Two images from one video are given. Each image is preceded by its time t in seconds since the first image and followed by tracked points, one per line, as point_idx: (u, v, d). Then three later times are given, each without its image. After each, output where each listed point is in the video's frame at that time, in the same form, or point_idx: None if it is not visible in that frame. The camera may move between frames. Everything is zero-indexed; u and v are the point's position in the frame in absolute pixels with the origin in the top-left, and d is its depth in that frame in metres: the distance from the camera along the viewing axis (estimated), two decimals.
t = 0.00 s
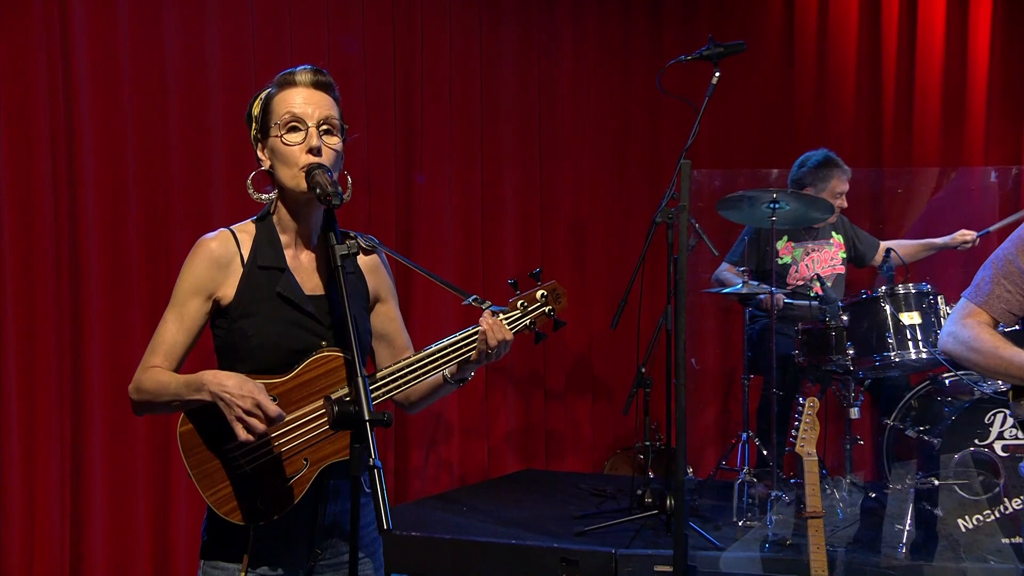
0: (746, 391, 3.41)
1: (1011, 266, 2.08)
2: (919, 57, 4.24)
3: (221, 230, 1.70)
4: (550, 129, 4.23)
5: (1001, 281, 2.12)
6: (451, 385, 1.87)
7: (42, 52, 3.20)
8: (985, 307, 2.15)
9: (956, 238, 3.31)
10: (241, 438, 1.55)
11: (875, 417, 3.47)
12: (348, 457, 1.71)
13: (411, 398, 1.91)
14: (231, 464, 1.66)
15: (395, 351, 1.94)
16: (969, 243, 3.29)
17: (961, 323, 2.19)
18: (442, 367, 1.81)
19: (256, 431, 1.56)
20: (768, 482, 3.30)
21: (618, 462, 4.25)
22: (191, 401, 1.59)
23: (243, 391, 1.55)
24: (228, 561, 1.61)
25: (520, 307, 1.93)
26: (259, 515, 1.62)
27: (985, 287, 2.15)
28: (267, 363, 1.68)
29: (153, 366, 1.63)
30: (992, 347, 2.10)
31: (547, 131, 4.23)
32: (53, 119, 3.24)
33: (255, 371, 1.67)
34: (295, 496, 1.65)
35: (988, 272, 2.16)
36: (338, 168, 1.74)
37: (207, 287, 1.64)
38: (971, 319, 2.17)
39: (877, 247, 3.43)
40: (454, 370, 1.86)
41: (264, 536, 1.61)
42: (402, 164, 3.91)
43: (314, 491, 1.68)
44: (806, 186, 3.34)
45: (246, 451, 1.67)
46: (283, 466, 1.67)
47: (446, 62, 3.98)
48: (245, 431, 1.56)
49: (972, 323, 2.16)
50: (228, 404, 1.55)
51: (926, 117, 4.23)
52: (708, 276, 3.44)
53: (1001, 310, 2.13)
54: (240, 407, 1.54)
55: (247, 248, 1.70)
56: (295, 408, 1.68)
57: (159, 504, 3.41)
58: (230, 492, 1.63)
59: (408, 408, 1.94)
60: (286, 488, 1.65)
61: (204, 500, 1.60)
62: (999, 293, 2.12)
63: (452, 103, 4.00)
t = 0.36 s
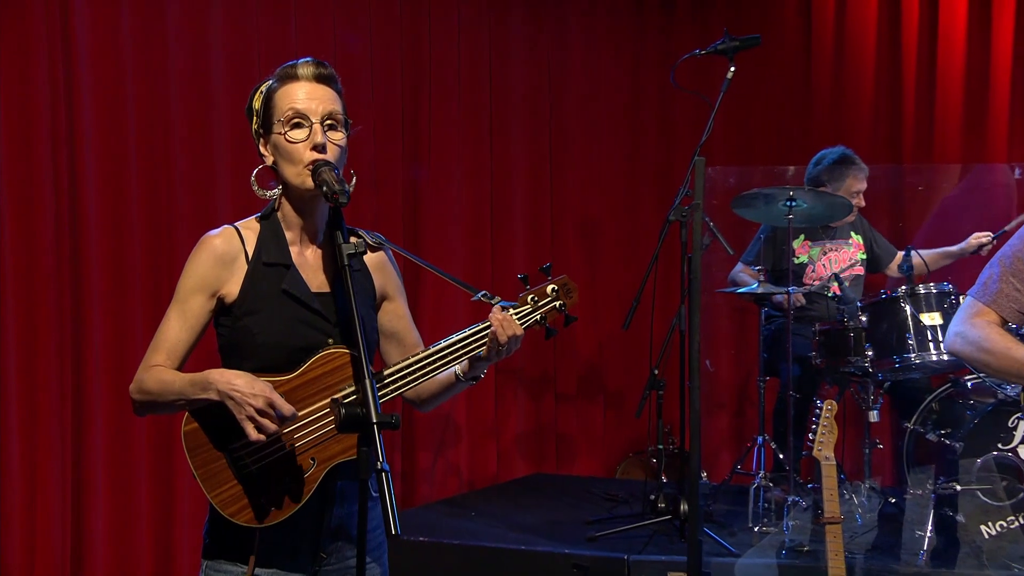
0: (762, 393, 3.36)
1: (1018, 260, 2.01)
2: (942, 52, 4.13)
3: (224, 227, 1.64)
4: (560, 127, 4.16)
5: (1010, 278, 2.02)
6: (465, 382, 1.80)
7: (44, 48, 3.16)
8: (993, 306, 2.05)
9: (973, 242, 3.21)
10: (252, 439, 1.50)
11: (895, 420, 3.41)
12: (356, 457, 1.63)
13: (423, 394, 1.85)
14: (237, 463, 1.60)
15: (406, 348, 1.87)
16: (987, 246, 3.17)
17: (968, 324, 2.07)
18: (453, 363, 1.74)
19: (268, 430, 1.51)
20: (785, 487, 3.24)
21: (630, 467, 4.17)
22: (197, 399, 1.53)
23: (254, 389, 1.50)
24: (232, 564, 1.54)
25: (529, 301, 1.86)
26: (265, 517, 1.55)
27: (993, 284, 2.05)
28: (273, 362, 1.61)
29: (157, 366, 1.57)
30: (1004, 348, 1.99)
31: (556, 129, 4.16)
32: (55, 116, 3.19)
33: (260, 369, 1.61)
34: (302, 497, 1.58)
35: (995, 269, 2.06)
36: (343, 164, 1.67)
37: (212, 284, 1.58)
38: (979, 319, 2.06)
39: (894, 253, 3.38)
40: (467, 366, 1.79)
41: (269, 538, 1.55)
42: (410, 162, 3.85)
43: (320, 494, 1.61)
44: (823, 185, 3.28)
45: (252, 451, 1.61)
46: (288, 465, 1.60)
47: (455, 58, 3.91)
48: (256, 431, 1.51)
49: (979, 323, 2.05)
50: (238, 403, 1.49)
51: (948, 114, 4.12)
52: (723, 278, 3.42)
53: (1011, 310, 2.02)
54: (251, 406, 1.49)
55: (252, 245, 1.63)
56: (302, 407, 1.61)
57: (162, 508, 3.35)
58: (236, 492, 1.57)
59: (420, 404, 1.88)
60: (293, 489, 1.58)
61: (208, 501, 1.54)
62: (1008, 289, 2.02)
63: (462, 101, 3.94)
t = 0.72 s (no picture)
0: (778, 397, 3.30)
1: None
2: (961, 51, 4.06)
3: (229, 229, 1.58)
4: (571, 126, 4.10)
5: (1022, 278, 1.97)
6: (477, 397, 1.76)
7: (45, 45, 3.11)
8: (1005, 308, 1.99)
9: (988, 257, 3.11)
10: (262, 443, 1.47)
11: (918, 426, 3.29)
12: (362, 466, 1.58)
13: (429, 405, 1.79)
14: (241, 469, 1.53)
15: (413, 354, 1.81)
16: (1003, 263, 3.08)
17: (980, 327, 2.01)
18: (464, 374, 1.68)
19: (276, 435, 1.48)
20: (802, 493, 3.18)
21: (642, 473, 4.10)
22: (201, 404, 1.47)
23: (262, 393, 1.45)
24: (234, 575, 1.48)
25: (542, 312, 1.80)
26: (270, 525, 1.50)
27: (1006, 285, 1.99)
28: (278, 367, 1.55)
29: (162, 371, 1.51)
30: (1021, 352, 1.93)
31: (567, 129, 4.09)
32: (56, 113, 3.14)
33: (266, 375, 1.55)
34: (308, 505, 1.53)
35: (1006, 269, 2.01)
36: (350, 167, 1.61)
37: (218, 287, 1.52)
38: (991, 322, 1.99)
39: (908, 256, 3.30)
40: (480, 382, 1.74)
41: (272, 548, 1.50)
42: (419, 163, 3.79)
43: (325, 503, 1.54)
44: (833, 177, 3.28)
45: (257, 458, 1.53)
46: (293, 472, 1.54)
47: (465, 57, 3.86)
48: (264, 435, 1.48)
49: (992, 326, 1.98)
50: (246, 408, 1.45)
51: (968, 114, 4.04)
52: (738, 279, 3.35)
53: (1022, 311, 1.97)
54: (259, 410, 1.44)
55: (258, 248, 1.57)
56: (308, 413, 1.55)
57: (163, 512, 3.29)
58: (240, 500, 1.50)
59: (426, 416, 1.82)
60: (298, 497, 1.52)
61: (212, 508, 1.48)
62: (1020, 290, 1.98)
63: (471, 101, 3.88)
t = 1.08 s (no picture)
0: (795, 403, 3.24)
1: None
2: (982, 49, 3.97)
3: (234, 232, 1.52)
4: (582, 127, 4.03)
5: None
6: (488, 400, 1.69)
7: (47, 42, 3.06)
8: None
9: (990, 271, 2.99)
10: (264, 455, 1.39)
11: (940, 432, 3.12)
12: (370, 473, 1.50)
13: (443, 407, 1.72)
14: (247, 478, 1.46)
15: (421, 358, 1.74)
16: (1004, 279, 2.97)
17: (1002, 330, 2.03)
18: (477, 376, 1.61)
19: (280, 447, 1.40)
20: (820, 501, 3.04)
21: (654, 480, 4.01)
22: (205, 413, 1.41)
23: (265, 403, 1.38)
24: None
25: (553, 314, 1.73)
26: (276, 535, 1.43)
27: None
28: (284, 374, 1.49)
29: (165, 378, 1.44)
30: None
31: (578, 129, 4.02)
32: (57, 112, 3.09)
33: (271, 382, 1.48)
34: (315, 515, 1.46)
35: None
36: (358, 169, 1.54)
37: (221, 292, 1.45)
38: (1014, 325, 2.02)
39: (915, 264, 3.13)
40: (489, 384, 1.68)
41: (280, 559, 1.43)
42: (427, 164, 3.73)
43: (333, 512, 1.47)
44: (840, 175, 3.11)
45: (262, 466, 1.47)
46: (301, 481, 1.47)
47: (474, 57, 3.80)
48: (268, 446, 1.40)
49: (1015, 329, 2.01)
50: (248, 418, 1.37)
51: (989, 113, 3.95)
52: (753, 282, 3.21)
53: None
54: (262, 422, 1.37)
55: (263, 251, 1.51)
56: (315, 420, 1.48)
57: (166, 519, 3.23)
58: (246, 510, 1.44)
59: (438, 419, 1.75)
60: (305, 507, 1.46)
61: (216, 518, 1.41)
62: None
63: (482, 102, 3.82)
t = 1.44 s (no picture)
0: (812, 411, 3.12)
1: None
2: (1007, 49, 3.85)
3: (238, 232, 1.46)
4: (592, 128, 3.97)
5: None
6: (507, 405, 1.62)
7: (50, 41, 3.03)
8: None
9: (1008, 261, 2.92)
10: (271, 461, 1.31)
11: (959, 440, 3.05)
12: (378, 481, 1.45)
13: (459, 409, 1.65)
14: (251, 484, 1.40)
15: (435, 362, 1.69)
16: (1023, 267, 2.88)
17: None
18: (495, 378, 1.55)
19: (287, 452, 1.32)
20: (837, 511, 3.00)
21: (666, 488, 3.94)
22: (210, 419, 1.35)
23: (270, 408, 1.31)
24: None
25: (566, 320, 1.67)
26: (281, 544, 1.37)
27: None
28: (289, 378, 1.42)
29: (167, 382, 1.38)
30: None
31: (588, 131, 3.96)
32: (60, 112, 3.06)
33: (275, 387, 1.42)
34: (321, 524, 1.39)
35: None
36: (366, 166, 1.48)
37: (225, 294, 1.39)
38: None
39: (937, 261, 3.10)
40: (508, 391, 1.60)
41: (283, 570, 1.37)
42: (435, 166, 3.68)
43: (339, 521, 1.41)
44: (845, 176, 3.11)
45: (267, 473, 1.40)
46: (306, 489, 1.41)
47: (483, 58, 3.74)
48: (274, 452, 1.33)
49: None
50: (254, 423, 1.31)
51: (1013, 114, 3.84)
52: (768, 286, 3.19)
53: None
54: (268, 427, 1.30)
55: (268, 253, 1.45)
56: (321, 426, 1.42)
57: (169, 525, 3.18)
58: (251, 518, 1.38)
59: (454, 419, 1.68)
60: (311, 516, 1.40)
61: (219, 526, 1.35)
62: None
63: (491, 103, 3.76)
